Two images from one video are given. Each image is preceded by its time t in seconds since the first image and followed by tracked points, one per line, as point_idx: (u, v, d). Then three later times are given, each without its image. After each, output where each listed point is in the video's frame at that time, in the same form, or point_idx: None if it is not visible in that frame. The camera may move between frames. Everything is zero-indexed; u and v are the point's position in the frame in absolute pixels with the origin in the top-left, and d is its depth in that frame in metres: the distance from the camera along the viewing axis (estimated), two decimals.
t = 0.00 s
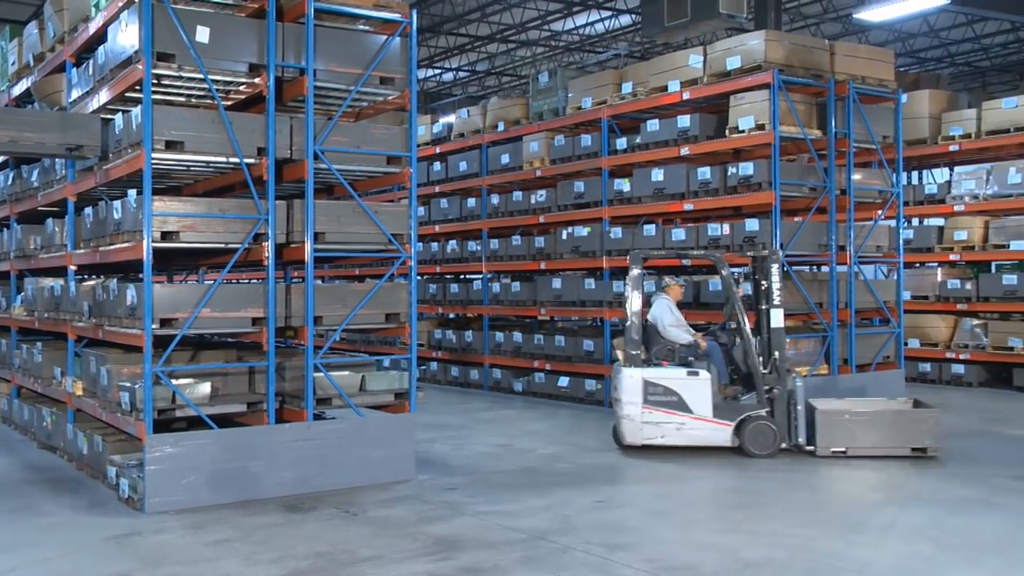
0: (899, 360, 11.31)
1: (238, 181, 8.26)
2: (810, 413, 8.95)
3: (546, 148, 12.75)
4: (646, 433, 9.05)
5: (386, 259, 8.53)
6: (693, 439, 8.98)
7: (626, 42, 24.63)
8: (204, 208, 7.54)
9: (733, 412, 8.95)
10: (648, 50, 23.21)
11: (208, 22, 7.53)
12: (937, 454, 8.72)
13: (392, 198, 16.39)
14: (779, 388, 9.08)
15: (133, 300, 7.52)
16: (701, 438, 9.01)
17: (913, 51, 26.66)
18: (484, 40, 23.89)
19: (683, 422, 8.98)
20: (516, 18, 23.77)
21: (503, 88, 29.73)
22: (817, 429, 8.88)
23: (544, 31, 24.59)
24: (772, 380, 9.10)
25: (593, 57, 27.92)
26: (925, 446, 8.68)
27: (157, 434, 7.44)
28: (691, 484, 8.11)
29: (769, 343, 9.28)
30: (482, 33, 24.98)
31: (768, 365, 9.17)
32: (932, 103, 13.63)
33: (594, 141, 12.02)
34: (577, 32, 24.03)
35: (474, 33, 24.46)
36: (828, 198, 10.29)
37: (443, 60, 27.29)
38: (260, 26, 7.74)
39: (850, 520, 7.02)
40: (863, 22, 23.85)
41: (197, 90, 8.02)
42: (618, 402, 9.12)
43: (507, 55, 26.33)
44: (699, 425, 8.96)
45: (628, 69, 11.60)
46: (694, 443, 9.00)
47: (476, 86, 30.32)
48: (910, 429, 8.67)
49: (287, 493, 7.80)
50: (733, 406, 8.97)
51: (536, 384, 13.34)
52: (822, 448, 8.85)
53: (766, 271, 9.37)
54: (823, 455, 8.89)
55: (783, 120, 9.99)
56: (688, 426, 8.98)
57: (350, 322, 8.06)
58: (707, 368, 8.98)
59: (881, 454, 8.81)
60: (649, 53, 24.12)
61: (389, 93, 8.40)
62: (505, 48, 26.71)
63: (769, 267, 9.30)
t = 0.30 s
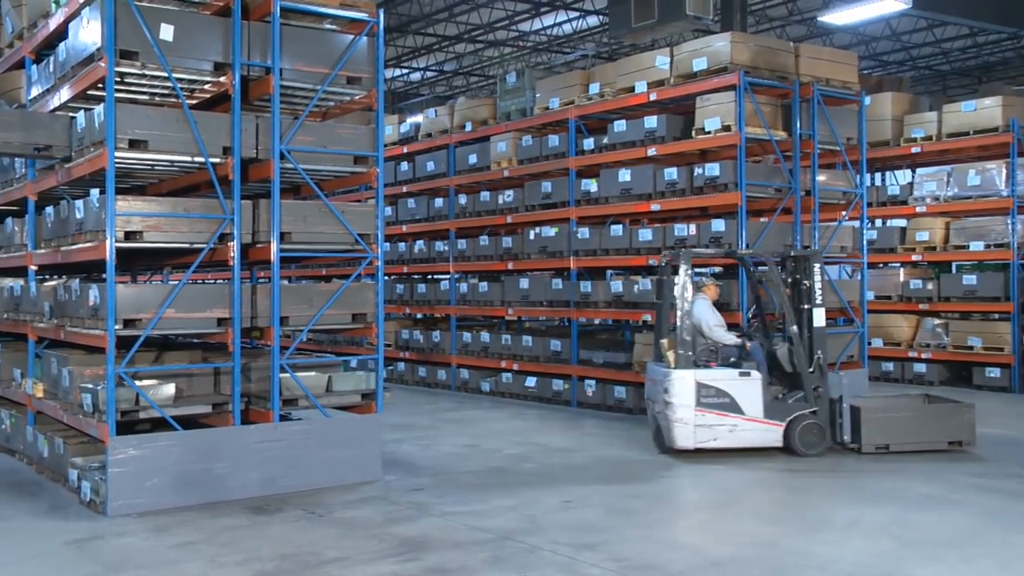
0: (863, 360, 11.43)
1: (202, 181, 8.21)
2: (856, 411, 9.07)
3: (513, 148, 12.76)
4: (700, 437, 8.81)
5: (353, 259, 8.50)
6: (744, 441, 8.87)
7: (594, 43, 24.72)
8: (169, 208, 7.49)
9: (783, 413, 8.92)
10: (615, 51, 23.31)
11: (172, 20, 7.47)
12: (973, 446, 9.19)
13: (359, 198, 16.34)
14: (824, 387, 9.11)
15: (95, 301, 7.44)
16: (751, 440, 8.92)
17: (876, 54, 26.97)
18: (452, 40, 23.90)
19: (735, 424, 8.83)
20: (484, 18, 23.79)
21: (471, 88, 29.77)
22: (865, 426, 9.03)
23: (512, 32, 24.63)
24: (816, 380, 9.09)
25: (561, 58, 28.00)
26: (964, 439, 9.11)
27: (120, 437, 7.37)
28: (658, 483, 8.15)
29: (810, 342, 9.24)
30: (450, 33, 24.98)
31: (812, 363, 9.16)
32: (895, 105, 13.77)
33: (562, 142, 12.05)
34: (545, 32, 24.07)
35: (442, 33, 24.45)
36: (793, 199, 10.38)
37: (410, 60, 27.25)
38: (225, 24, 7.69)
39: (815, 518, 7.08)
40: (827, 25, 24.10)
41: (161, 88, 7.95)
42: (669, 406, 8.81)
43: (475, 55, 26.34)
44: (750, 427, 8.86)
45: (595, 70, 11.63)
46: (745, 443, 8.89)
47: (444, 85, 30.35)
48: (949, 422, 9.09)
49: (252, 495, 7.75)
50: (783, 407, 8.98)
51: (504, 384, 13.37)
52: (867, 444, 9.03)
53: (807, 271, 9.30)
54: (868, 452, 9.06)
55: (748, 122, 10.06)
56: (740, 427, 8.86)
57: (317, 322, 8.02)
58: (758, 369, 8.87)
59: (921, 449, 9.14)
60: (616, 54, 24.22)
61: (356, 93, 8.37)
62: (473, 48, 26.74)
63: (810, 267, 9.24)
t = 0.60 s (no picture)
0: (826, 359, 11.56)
1: (165, 180, 8.14)
2: (890, 405, 9.32)
3: (479, 148, 12.77)
4: (753, 436, 8.87)
5: (317, 259, 8.47)
6: (793, 439, 9.01)
7: (560, 44, 24.77)
8: (130, 207, 7.41)
9: (828, 409, 9.12)
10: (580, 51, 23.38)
11: (134, 17, 7.38)
12: (984, 438, 9.77)
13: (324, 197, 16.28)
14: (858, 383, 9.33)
15: (55, 301, 7.35)
16: (798, 439, 9.06)
17: (837, 57, 27.25)
18: (417, 40, 23.87)
19: (785, 422, 8.96)
20: (450, 18, 23.78)
21: (437, 88, 29.77)
22: (898, 420, 9.34)
23: (478, 32, 24.65)
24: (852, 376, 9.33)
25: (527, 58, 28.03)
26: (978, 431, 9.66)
27: (79, 439, 7.28)
28: (623, 482, 8.19)
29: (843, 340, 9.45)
30: (416, 33, 24.96)
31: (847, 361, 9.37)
32: (856, 107, 13.87)
33: (528, 142, 12.07)
34: (511, 32, 24.09)
35: (408, 32, 24.42)
36: (758, 199, 10.47)
37: (375, 59, 27.19)
38: (188, 21, 7.61)
39: (778, 515, 7.15)
40: (790, 27, 24.34)
41: (123, 85, 7.85)
42: (723, 406, 8.81)
43: (441, 55, 26.32)
44: (798, 425, 9.02)
45: (561, 70, 11.66)
46: (794, 442, 9.03)
47: (410, 85, 30.33)
48: (968, 416, 9.60)
49: (216, 497, 7.68)
50: (827, 403, 9.16)
51: (470, 384, 13.38)
52: (898, 438, 9.34)
53: (841, 271, 9.56)
54: (898, 445, 9.37)
55: (713, 123, 10.14)
56: (789, 426, 9.00)
57: (281, 322, 7.98)
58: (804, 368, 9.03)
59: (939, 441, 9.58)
60: (581, 54, 24.32)
61: (320, 92, 8.33)
62: (439, 48, 26.72)
63: (846, 267, 9.54)
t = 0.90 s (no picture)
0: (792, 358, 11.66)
1: (130, 179, 8.06)
2: (909, 400, 9.75)
3: (447, 148, 12.78)
4: (800, 432, 9.04)
5: (285, 259, 8.42)
6: (831, 434, 9.26)
7: (529, 44, 24.80)
8: (94, 206, 7.34)
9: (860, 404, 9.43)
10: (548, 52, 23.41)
11: (98, 13, 7.31)
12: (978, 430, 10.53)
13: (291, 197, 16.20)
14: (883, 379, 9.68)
15: (16, 301, 7.26)
16: (835, 434, 9.32)
17: (803, 58, 27.54)
18: (385, 39, 23.80)
19: (825, 417, 9.21)
20: (418, 18, 23.74)
21: (405, 88, 29.73)
22: (916, 414, 9.79)
23: (447, 32, 24.63)
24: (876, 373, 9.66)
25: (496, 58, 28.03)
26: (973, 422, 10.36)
27: (41, 441, 7.19)
28: (591, 482, 8.22)
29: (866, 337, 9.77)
30: (384, 32, 24.89)
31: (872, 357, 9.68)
32: (822, 109, 13.99)
33: (496, 142, 12.09)
34: (479, 32, 24.08)
35: (376, 31, 24.35)
36: (725, 199, 10.55)
37: (343, 58, 27.07)
38: (153, 18, 7.54)
39: (744, 514, 7.20)
40: (757, 29, 24.52)
41: (86, 83, 7.77)
42: (773, 403, 8.95)
43: (410, 54, 26.27)
44: (836, 420, 9.28)
45: (529, 70, 11.68)
46: (832, 437, 9.29)
47: (378, 84, 30.26)
48: (967, 408, 10.29)
49: (181, 499, 7.62)
50: (856, 399, 9.48)
51: (438, 384, 13.36)
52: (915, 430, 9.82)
53: (864, 270, 9.85)
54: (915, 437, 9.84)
55: (681, 123, 10.19)
56: (829, 421, 9.24)
57: (248, 323, 7.93)
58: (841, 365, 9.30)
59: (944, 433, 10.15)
60: (549, 55, 24.36)
61: (288, 91, 8.28)
62: (407, 48, 26.67)
63: (868, 266, 9.84)
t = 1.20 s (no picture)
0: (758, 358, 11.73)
1: (91, 178, 7.98)
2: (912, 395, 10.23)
3: (414, 148, 12.75)
4: (824, 427, 9.26)
5: (250, 259, 8.37)
6: (851, 427, 9.53)
7: (495, 45, 24.80)
8: (55, 205, 7.26)
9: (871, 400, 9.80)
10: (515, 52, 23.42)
11: (58, 10, 7.25)
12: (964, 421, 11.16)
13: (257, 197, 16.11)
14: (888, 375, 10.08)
15: None
16: (853, 427, 9.61)
17: (769, 61, 27.77)
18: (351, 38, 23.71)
19: (846, 411, 9.47)
20: (385, 17, 23.66)
21: (371, 87, 29.64)
22: (914, 407, 10.30)
23: (414, 31, 24.58)
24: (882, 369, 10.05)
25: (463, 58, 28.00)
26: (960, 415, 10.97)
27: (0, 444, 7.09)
28: (558, 482, 8.24)
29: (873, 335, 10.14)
30: (350, 31, 24.79)
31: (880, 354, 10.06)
32: (787, 110, 14.14)
33: (463, 142, 12.09)
34: (446, 32, 24.04)
35: (343, 31, 24.25)
36: (691, 200, 10.61)
37: (309, 58, 26.93)
38: (115, 15, 7.46)
39: (709, 512, 7.26)
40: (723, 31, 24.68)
41: (46, 80, 7.68)
42: (804, 400, 9.16)
43: (377, 54, 26.19)
44: (855, 413, 9.56)
45: (496, 70, 11.68)
46: (851, 430, 9.57)
47: (344, 84, 30.15)
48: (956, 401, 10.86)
49: (144, 501, 7.55)
50: (870, 394, 9.86)
51: (405, 384, 13.34)
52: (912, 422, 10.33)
53: (872, 270, 10.18)
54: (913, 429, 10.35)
55: (648, 124, 10.24)
56: (850, 415, 9.51)
57: (213, 323, 7.86)
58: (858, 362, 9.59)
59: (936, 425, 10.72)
60: (516, 55, 24.38)
61: (253, 90, 8.24)
62: (374, 48, 26.58)
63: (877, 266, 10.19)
